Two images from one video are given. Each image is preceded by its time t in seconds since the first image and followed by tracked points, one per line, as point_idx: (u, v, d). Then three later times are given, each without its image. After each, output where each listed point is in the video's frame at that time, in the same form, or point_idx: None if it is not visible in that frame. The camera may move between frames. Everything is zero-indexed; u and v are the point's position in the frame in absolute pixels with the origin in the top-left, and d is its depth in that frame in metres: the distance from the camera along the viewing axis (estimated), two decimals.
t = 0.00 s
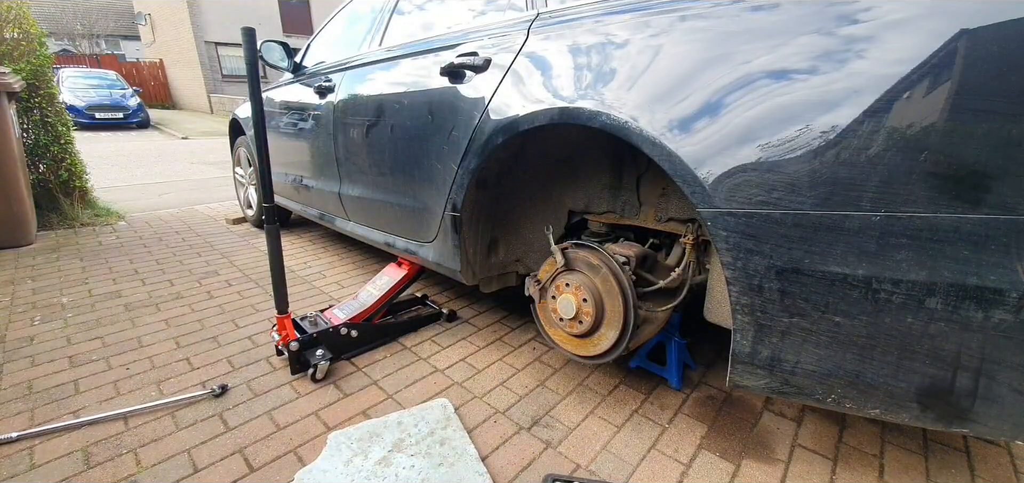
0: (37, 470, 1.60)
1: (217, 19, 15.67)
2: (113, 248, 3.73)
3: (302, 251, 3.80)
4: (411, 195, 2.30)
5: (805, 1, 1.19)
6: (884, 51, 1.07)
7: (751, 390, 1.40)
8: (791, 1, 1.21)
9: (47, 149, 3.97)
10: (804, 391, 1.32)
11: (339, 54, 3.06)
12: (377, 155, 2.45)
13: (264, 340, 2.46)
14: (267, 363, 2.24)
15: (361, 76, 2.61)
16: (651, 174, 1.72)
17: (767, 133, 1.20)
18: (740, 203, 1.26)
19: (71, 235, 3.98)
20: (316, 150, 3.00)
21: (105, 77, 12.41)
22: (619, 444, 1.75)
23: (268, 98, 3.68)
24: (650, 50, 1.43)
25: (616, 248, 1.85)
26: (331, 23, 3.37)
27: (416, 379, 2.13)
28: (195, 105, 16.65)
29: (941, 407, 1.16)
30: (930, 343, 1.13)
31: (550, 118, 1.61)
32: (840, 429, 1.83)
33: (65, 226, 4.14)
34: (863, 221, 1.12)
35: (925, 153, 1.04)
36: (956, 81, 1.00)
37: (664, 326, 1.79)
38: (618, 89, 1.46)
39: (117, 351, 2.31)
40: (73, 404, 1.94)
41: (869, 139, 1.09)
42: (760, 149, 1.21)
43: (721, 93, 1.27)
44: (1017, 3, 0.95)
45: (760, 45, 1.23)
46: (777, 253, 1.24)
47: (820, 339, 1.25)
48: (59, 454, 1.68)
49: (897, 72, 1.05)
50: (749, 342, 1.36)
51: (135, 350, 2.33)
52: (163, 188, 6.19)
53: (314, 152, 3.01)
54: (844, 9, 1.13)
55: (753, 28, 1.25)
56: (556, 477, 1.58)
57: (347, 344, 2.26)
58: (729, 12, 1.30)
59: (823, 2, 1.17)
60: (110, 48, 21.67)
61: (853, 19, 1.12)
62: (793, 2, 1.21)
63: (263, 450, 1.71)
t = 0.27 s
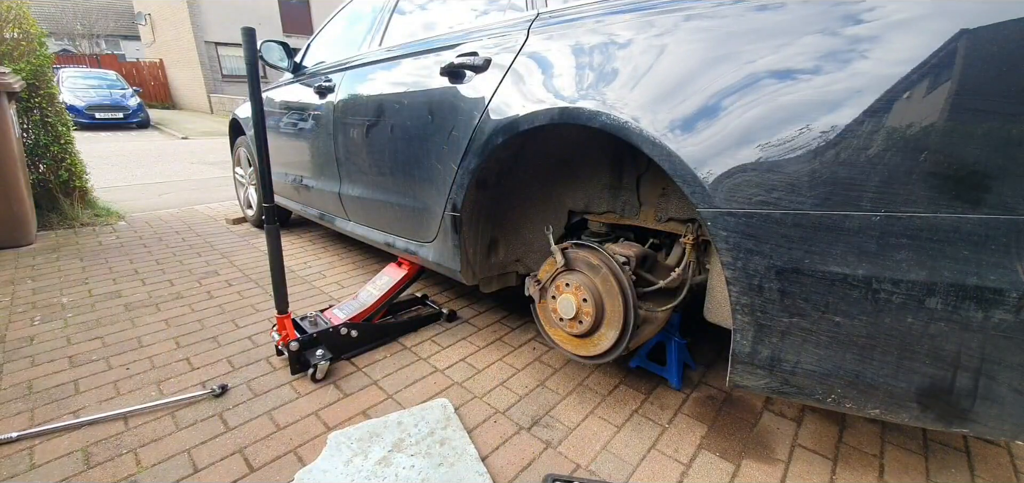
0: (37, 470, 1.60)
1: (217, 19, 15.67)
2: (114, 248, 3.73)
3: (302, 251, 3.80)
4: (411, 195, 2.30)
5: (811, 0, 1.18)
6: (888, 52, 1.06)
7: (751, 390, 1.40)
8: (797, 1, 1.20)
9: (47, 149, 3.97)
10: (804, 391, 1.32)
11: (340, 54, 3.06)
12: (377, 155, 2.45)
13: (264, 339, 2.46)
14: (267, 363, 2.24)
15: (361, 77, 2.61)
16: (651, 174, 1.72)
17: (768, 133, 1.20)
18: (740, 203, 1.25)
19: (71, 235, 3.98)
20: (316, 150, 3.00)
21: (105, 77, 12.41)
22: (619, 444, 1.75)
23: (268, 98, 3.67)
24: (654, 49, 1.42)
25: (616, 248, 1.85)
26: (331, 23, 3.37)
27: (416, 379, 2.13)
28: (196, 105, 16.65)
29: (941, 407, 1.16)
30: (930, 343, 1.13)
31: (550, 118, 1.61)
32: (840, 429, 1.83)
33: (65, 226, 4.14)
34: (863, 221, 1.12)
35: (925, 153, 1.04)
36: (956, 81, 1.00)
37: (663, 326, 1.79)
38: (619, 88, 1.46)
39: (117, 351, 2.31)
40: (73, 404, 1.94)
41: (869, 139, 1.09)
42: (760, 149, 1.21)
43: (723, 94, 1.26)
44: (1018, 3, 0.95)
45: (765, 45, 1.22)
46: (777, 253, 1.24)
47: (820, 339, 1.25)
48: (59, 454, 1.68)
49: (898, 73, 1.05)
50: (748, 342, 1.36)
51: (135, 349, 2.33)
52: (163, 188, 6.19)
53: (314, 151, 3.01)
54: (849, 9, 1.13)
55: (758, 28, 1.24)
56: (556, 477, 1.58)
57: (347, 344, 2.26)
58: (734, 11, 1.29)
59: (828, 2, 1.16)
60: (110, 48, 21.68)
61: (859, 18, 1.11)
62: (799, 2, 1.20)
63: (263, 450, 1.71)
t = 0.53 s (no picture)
0: (37, 470, 1.60)
1: (217, 19, 15.67)
2: (114, 248, 3.73)
3: (302, 251, 3.80)
4: (411, 195, 2.30)
5: None
6: (891, 52, 1.06)
7: (752, 390, 1.40)
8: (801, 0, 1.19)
9: (47, 149, 3.97)
10: (804, 391, 1.32)
11: (340, 54, 3.06)
12: (378, 155, 2.45)
13: (264, 340, 2.45)
14: (268, 363, 2.24)
15: (361, 76, 2.61)
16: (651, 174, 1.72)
17: (769, 133, 1.20)
18: (740, 203, 1.25)
19: (71, 235, 3.98)
20: (316, 150, 3.00)
21: (105, 77, 12.41)
22: (619, 444, 1.75)
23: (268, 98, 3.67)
24: (657, 49, 1.42)
25: (616, 248, 1.85)
26: (331, 23, 3.36)
27: (416, 379, 2.13)
28: (195, 105, 16.65)
29: (941, 407, 1.16)
30: (930, 343, 1.13)
31: (551, 118, 1.61)
32: (840, 429, 1.83)
33: (65, 226, 4.14)
34: (863, 221, 1.12)
35: (924, 153, 1.04)
36: (956, 81, 1.00)
37: (663, 326, 1.79)
38: (621, 88, 1.45)
39: (117, 351, 2.31)
40: (73, 404, 1.94)
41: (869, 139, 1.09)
42: (760, 149, 1.21)
43: (725, 93, 1.26)
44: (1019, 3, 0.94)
45: (769, 44, 1.22)
46: (777, 253, 1.24)
47: (820, 339, 1.25)
48: (59, 454, 1.68)
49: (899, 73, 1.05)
50: (748, 342, 1.36)
51: (135, 349, 2.33)
52: (164, 188, 6.19)
53: (314, 152, 3.01)
54: (852, 8, 1.12)
55: (762, 27, 1.24)
56: (556, 477, 1.58)
57: (347, 344, 2.26)
58: (738, 11, 1.29)
59: (832, 1, 1.16)
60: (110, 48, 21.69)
61: (863, 18, 1.11)
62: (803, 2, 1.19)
63: (263, 450, 1.71)
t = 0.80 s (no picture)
0: (37, 470, 1.60)
1: (217, 19, 15.67)
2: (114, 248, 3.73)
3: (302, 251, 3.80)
4: (411, 195, 2.30)
5: None
6: (894, 53, 1.06)
7: (752, 390, 1.40)
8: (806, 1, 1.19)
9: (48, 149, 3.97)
10: (804, 392, 1.32)
11: (340, 54, 3.06)
12: (378, 155, 2.45)
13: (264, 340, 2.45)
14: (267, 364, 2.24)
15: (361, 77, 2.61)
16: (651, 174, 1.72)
17: (771, 133, 1.20)
18: (740, 203, 1.26)
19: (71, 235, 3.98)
20: (316, 150, 3.00)
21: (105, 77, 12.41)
22: (619, 444, 1.75)
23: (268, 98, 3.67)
24: (661, 48, 1.41)
25: (616, 248, 1.85)
26: (331, 23, 3.37)
27: (416, 380, 2.13)
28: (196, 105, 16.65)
29: (941, 408, 1.16)
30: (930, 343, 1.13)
31: (551, 118, 1.61)
32: (840, 429, 1.83)
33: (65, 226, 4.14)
34: (862, 221, 1.12)
35: (924, 153, 1.04)
36: (956, 80, 1.00)
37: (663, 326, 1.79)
38: (623, 88, 1.45)
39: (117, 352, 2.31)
40: (73, 404, 1.94)
41: (868, 139, 1.09)
42: (760, 148, 1.21)
43: (728, 93, 1.26)
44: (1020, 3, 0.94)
45: (773, 44, 1.22)
46: (776, 253, 1.24)
47: (819, 339, 1.25)
48: (59, 454, 1.68)
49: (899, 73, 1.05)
50: (748, 342, 1.36)
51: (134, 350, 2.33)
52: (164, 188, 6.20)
53: (314, 152, 3.01)
54: (856, 9, 1.13)
55: (767, 27, 1.23)
56: (556, 477, 1.58)
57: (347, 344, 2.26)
58: (743, 10, 1.29)
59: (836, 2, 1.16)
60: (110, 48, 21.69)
61: (867, 18, 1.11)
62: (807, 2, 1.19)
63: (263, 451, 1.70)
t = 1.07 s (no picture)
0: (37, 470, 1.60)
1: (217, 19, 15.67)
2: (114, 248, 3.73)
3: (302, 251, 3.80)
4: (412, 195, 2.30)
5: None
6: (898, 53, 1.06)
7: (751, 390, 1.40)
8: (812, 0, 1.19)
9: (47, 149, 3.97)
10: (804, 392, 1.32)
11: (340, 53, 3.06)
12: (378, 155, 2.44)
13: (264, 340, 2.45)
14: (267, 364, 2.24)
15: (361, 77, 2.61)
16: (651, 174, 1.72)
17: (772, 133, 1.20)
18: (740, 203, 1.26)
19: (71, 235, 3.98)
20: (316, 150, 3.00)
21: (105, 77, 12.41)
22: (619, 444, 1.75)
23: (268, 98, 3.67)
24: (665, 48, 1.41)
25: (616, 248, 1.86)
26: (331, 23, 3.36)
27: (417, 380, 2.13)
28: (195, 105, 16.64)
29: (941, 408, 1.16)
30: (930, 343, 1.12)
31: (551, 118, 1.61)
32: (841, 429, 1.83)
33: (65, 226, 4.14)
34: (863, 221, 1.12)
35: (924, 153, 1.04)
36: (956, 80, 1.00)
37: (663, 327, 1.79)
38: (625, 88, 1.45)
39: (117, 351, 2.31)
40: (73, 404, 1.94)
41: (869, 139, 1.09)
42: (760, 148, 1.22)
43: (731, 94, 1.26)
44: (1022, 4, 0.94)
45: (779, 44, 1.21)
46: (776, 253, 1.24)
47: (819, 339, 1.25)
48: (59, 454, 1.68)
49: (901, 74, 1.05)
50: (748, 342, 1.36)
51: (134, 350, 2.33)
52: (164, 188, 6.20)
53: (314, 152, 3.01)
54: (860, 9, 1.12)
55: (773, 27, 1.23)
56: (556, 477, 1.58)
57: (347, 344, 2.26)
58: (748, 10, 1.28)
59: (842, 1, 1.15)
60: (110, 48, 21.70)
61: (871, 19, 1.10)
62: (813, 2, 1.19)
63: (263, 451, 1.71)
